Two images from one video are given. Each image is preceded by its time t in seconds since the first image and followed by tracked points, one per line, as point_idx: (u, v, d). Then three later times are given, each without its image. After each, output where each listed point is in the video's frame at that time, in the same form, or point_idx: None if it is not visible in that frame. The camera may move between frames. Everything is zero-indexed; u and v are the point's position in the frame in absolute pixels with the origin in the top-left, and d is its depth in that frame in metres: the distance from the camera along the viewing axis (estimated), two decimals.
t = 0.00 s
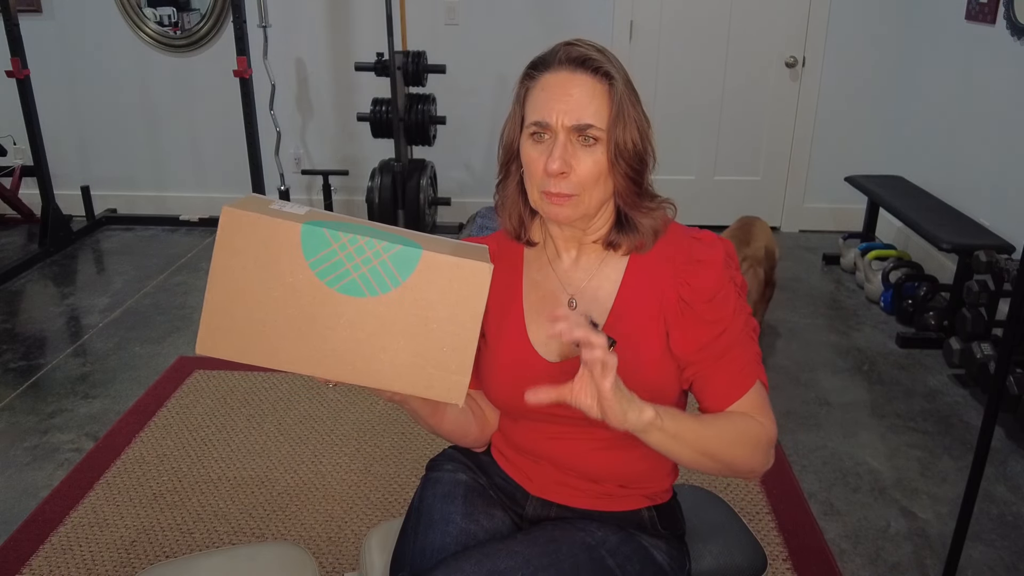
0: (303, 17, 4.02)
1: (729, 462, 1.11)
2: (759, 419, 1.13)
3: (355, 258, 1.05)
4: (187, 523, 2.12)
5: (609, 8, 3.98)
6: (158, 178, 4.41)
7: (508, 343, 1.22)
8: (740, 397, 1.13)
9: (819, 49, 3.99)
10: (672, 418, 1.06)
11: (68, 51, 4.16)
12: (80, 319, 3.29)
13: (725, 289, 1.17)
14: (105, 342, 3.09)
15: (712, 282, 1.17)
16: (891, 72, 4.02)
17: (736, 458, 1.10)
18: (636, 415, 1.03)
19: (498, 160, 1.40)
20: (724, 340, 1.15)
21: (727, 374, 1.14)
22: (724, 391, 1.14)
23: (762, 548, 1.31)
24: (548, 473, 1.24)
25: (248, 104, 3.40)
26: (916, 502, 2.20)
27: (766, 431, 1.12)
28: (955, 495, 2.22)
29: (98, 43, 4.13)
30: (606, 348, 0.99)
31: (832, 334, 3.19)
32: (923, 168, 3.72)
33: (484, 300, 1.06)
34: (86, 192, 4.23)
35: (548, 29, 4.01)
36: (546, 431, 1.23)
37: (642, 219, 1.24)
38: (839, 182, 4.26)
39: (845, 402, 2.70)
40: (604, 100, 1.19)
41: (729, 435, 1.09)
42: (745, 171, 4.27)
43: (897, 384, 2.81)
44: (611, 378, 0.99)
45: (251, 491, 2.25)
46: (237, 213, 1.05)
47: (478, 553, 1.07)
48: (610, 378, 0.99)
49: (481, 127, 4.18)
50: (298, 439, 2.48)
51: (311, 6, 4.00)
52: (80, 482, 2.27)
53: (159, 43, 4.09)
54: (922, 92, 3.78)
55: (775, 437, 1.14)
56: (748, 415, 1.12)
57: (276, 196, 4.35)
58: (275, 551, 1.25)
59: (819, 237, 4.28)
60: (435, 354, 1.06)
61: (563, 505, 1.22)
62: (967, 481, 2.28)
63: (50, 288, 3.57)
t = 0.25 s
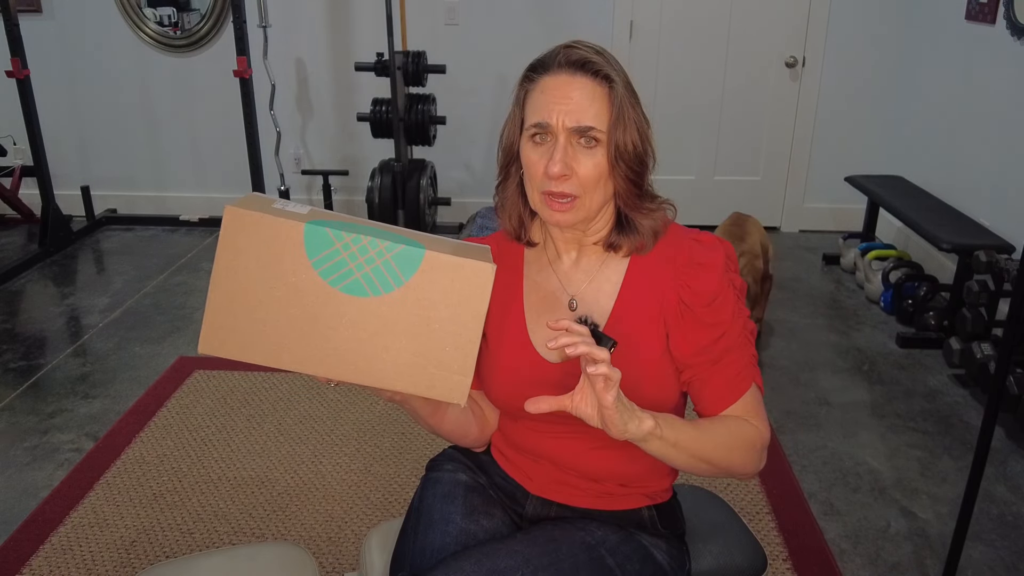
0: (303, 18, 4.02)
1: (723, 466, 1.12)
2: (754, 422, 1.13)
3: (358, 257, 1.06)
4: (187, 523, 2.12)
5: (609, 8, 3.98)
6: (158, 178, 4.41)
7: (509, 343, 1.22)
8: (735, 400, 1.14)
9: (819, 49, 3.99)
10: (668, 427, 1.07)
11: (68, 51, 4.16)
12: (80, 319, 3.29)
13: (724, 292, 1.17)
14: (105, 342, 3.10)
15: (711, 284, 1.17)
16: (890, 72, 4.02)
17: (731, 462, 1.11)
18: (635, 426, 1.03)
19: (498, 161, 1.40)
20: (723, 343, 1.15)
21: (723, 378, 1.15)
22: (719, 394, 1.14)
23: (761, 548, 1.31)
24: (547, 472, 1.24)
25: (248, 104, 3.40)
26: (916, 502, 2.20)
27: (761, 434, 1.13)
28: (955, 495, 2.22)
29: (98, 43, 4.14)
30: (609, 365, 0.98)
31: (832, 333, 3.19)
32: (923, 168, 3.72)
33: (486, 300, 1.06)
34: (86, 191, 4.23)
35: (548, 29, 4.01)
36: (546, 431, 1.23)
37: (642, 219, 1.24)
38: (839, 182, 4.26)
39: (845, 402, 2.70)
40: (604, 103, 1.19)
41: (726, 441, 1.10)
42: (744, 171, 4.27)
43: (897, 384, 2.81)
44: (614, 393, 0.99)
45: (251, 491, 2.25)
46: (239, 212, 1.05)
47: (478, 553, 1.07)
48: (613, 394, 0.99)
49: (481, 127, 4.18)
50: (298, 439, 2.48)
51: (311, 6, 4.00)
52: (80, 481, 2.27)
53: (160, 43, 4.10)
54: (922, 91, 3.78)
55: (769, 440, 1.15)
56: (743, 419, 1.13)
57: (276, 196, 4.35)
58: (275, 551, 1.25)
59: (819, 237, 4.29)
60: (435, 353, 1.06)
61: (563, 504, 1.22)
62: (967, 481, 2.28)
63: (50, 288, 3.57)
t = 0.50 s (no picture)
0: (303, 18, 4.02)
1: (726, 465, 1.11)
2: (755, 422, 1.13)
3: (360, 257, 1.06)
4: (187, 523, 2.12)
5: (609, 8, 3.98)
6: (158, 178, 4.41)
7: (510, 343, 1.22)
8: (736, 400, 1.13)
9: (819, 49, 4.00)
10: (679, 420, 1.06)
11: (68, 51, 4.16)
12: (80, 319, 3.29)
13: (724, 292, 1.17)
14: (105, 342, 3.09)
15: (711, 284, 1.17)
16: (890, 73, 4.02)
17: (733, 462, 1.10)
18: (645, 414, 1.02)
19: (498, 162, 1.40)
20: (723, 343, 1.15)
21: (724, 378, 1.14)
22: (719, 394, 1.14)
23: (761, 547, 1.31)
24: (548, 472, 1.24)
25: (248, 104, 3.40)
26: (916, 502, 2.20)
27: (761, 434, 1.13)
28: (955, 495, 2.22)
29: (98, 43, 4.13)
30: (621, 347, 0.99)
31: (832, 333, 3.19)
32: (923, 168, 3.72)
33: (488, 300, 1.06)
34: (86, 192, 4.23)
35: (548, 28, 4.00)
36: (547, 431, 1.23)
37: (644, 219, 1.24)
38: (839, 182, 4.26)
39: (845, 402, 2.70)
40: (609, 101, 1.19)
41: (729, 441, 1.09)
42: (744, 171, 4.27)
43: (897, 384, 2.81)
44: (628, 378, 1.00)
45: (251, 491, 2.25)
46: (241, 212, 1.05)
47: (478, 553, 1.07)
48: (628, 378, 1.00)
49: (481, 127, 4.18)
50: (298, 439, 2.48)
51: (311, 6, 4.00)
52: (80, 481, 2.27)
53: (160, 43, 4.10)
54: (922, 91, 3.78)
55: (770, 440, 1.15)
56: (745, 418, 1.13)
57: (276, 196, 4.35)
58: (275, 551, 1.25)
59: (819, 237, 4.29)
60: (435, 354, 1.06)
61: (563, 504, 1.22)
62: (967, 481, 2.28)
63: (50, 288, 3.58)
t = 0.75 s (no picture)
0: (303, 18, 4.02)
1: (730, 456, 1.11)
2: (757, 416, 1.14)
3: (360, 258, 1.05)
4: (187, 522, 2.12)
5: (609, 9, 3.98)
6: (158, 178, 4.41)
7: (512, 342, 1.22)
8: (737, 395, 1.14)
9: (819, 49, 4.00)
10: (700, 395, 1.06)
11: (68, 51, 4.16)
12: (80, 319, 3.29)
13: (726, 292, 1.17)
14: (105, 342, 3.10)
15: (712, 284, 1.17)
16: (890, 73, 4.02)
17: (736, 453, 1.11)
18: (670, 371, 1.01)
19: (498, 161, 1.40)
20: (724, 341, 1.15)
21: (726, 374, 1.14)
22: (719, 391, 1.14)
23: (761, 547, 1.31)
24: (548, 472, 1.24)
25: (248, 104, 3.40)
26: (916, 502, 2.20)
27: (762, 429, 1.14)
28: (955, 495, 2.22)
29: (98, 42, 4.13)
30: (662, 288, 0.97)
31: (832, 334, 3.19)
32: (923, 168, 3.72)
33: (488, 301, 1.06)
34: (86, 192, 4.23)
35: (548, 29, 4.00)
36: (547, 431, 1.23)
37: (646, 218, 1.24)
38: (839, 182, 4.26)
39: (845, 402, 2.70)
40: (614, 100, 1.20)
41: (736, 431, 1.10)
42: (744, 171, 4.27)
43: (897, 384, 2.81)
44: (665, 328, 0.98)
45: (251, 490, 2.25)
46: (242, 213, 1.05)
47: (478, 553, 1.07)
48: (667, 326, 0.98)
49: (481, 127, 4.18)
50: (298, 439, 2.48)
51: (311, 6, 4.00)
52: (80, 482, 2.27)
53: (160, 43, 4.10)
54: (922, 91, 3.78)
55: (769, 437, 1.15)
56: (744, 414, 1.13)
57: (276, 196, 4.35)
58: (275, 552, 1.25)
59: (819, 237, 4.29)
60: (436, 355, 1.06)
61: (563, 504, 1.22)
62: (967, 481, 2.28)
63: (50, 288, 3.58)
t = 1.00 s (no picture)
0: (303, 18, 4.02)
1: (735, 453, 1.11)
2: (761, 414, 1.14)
3: (362, 259, 1.05)
4: (187, 523, 2.12)
5: (609, 9, 3.98)
6: (158, 178, 4.41)
7: (512, 342, 1.22)
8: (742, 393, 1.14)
9: (819, 49, 4.00)
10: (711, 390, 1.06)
11: (68, 51, 4.16)
12: (80, 319, 3.29)
13: (727, 292, 1.17)
14: (105, 342, 3.10)
15: (713, 284, 1.17)
16: (890, 72, 4.02)
17: (741, 450, 1.11)
18: (685, 367, 1.01)
19: (499, 161, 1.40)
20: (725, 340, 1.15)
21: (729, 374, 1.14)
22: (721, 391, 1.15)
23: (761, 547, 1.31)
24: (547, 472, 1.24)
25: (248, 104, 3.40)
26: (916, 502, 2.20)
27: (765, 428, 1.14)
28: (955, 495, 2.22)
29: (98, 42, 4.13)
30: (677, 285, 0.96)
31: (832, 334, 3.19)
32: (923, 168, 3.72)
33: (491, 302, 1.06)
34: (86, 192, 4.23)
35: (548, 29, 4.00)
36: (547, 431, 1.23)
37: (646, 218, 1.25)
38: (839, 183, 4.26)
39: (845, 402, 2.70)
40: (615, 100, 1.20)
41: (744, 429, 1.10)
42: (744, 171, 4.27)
43: (897, 384, 2.81)
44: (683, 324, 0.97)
45: (251, 490, 2.25)
46: (243, 215, 1.04)
47: (478, 553, 1.07)
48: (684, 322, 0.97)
49: (481, 127, 4.18)
50: (298, 439, 2.48)
51: (311, 6, 4.00)
52: (80, 482, 2.27)
53: (160, 43, 4.10)
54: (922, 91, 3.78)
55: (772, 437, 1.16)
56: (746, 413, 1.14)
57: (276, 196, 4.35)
58: (275, 552, 1.25)
59: (819, 237, 4.29)
60: (436, 355, 1.06)
61: (563, 504, 1.22)
62: (967, 481, 2.28)
63: (50, 288, 3.57)
